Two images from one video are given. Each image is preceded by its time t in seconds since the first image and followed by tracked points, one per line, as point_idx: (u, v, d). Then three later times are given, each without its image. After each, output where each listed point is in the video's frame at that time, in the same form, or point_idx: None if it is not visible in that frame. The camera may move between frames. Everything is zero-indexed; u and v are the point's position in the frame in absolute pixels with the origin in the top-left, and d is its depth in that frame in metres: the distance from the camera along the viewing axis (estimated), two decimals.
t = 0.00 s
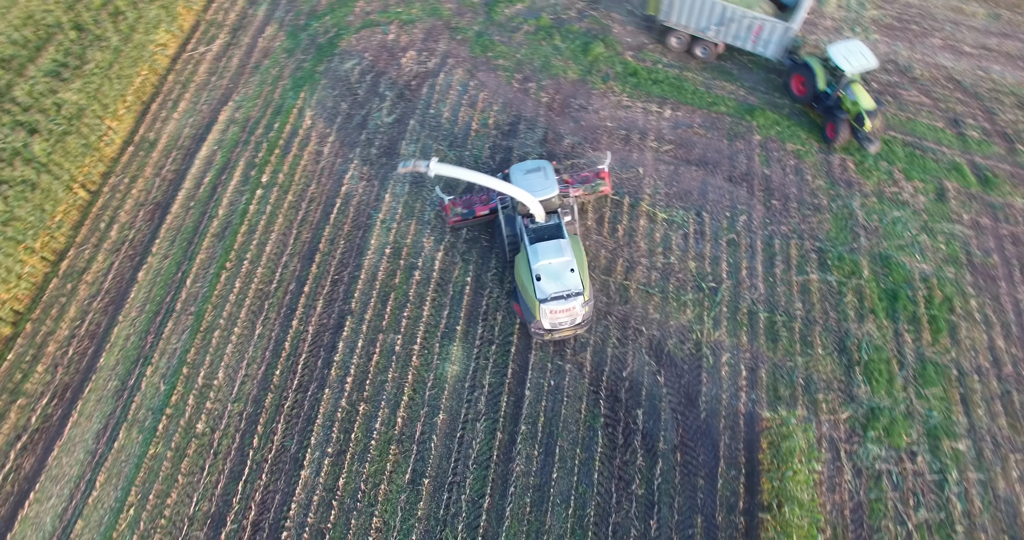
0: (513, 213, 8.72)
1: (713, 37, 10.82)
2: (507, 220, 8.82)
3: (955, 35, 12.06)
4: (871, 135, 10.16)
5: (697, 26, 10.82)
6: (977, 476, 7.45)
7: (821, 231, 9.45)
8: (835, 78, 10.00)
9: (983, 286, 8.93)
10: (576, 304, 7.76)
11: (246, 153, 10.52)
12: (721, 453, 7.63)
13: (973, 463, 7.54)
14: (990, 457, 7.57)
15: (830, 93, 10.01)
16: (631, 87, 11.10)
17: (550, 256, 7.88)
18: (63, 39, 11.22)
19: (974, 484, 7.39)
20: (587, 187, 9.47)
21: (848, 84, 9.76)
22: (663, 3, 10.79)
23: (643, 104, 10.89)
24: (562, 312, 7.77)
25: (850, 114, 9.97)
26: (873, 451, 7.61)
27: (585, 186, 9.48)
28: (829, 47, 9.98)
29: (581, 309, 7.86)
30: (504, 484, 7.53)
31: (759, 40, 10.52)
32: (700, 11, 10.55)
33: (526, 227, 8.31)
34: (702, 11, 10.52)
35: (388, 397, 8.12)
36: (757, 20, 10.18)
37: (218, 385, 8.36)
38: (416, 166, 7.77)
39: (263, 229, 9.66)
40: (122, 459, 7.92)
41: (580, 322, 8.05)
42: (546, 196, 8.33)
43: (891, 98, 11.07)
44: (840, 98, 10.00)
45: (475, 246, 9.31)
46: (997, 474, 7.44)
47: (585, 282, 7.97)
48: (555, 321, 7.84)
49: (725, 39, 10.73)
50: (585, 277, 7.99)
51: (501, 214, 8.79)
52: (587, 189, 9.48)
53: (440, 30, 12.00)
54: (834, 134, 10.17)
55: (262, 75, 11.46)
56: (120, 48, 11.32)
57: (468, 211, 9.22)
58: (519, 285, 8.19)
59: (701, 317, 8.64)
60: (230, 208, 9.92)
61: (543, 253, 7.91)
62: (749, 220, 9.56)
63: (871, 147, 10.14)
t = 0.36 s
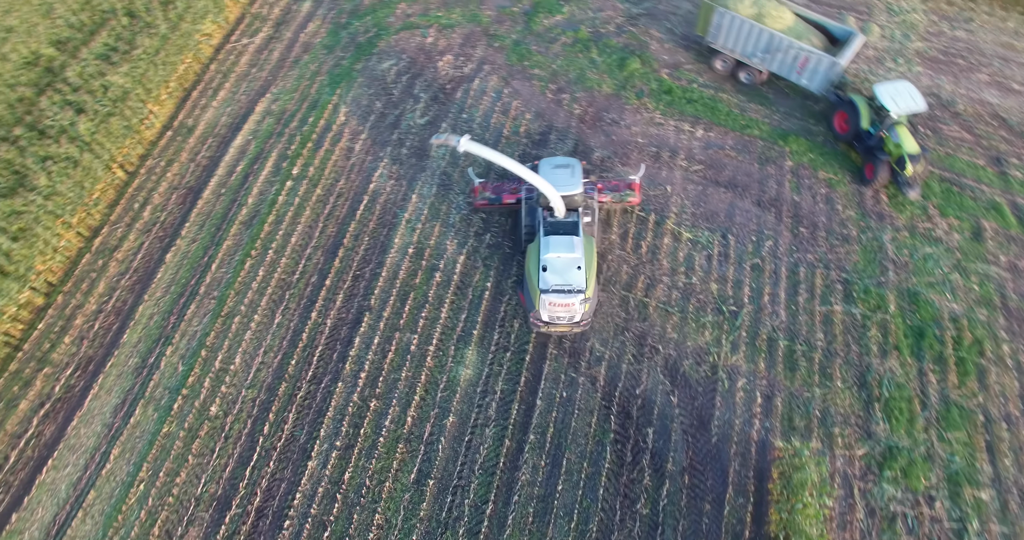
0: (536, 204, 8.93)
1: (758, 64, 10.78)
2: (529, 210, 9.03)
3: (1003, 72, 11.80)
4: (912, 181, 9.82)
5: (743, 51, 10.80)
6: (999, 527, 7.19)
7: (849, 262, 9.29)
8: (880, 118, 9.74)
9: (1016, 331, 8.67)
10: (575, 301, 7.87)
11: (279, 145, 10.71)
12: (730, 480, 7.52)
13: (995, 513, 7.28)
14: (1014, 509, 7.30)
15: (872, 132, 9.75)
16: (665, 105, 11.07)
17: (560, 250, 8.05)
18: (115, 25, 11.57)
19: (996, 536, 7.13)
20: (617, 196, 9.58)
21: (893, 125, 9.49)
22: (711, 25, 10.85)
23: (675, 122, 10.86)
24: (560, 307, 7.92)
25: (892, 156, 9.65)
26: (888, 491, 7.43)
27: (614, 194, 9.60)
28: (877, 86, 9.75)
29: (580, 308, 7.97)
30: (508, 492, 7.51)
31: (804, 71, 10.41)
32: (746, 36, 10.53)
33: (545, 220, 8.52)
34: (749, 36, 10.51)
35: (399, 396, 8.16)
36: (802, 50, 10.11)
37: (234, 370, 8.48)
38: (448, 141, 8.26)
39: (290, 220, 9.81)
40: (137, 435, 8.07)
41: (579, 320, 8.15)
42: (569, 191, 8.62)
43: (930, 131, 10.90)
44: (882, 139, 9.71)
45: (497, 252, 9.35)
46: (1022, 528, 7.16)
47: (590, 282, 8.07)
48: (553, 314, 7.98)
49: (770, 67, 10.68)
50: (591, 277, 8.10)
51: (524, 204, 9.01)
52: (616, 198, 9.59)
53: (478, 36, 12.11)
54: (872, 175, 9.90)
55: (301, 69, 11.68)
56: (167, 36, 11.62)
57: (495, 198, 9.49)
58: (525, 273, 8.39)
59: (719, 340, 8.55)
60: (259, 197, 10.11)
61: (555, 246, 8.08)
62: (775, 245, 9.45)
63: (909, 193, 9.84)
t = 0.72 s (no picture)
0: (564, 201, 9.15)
1: (803, 97, 10.57)
2: (554, 206, 9.26)
3: None
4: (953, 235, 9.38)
5: (789, 82, 10.66)
6: None
7: (876, 298, 9.11)
8: (924, 166, 9.44)
9: None
10: (577, 298, 7.99)
11: (313, 142, 10.90)
12: (739, 510, 7.38)
13: None
14: None
15: (914, 179, 9.44)
16: (698, 127, 11.03)
17: (573, 246, 8.24)
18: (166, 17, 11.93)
19: None
20: (647, 208, 9.67)
21: (936, 174, 9.16)
22: (760, 53, 10.78)
23: (707, 146, 10.81)
24: (561, 301, 8.05)
25: (933, 206, 9.29)
26: (903, 536, 7.21)
27: (645, 206, 9.70)
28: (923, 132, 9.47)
29: (581, 307, 8.05)
30: (512, 503, 7.46)
31: (848, 109, 10.07)
32: (794, 68, 10.41)
33: (568, 216, 8.72)
34: (795, 68, 10.38)
35: (412, 398, 8.19)
36: (847, 87, 9.79)
37: (252, 360, 8.61)
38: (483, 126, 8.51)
39: (318, 216, 9.97)
40: (153, 416, 8.22)
41: (580, 318, 8.25)
42: (595, 194, 8.62)
43: (971, 170, 10.71)
44: (924, 187, 9.39)
45: (520, 262, 9.38)
46: None
47: (597, 284, 8.17)
48: (554, 307, 8.13)
49: (814, 101, 10.43)
50: (598, 279, 8.20)
51: (551, 199, 9.27)
52: (646, 209, 9.68)
53: (516, 48, 12.23)
54: (911, 223, 9.58)
55: (339, 70, 11.91)
56: (214, 31, 11.95)
57: (528, 190, 9.87)
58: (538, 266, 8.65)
59: (737, 367, 8.43)
60: (289, 192, 10.29)
61: (569, 242, 8.29)
62: (801, 276, 9.32)
63: (949, 247, 9.42)
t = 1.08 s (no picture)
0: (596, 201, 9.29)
1: (846, 133, 10.41)
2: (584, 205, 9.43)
3: None
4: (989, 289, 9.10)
5: (833, 117, 10.51)
6: None
7: (902, 335, 8.92)
8: (964, 217, 9.18)
9: None
10: (584, 295, 8.05)
11: (345, 143, 11.09)
12: None
13: None
14: None
15: (954, 229, 9.16)
16: (729, 151, 10.97)
17: (592, 244, 8.28)
18: (213, 15, 12.25)
19: None
20: (678, 224, 9.55)
21: (978, 226, 8.89)
22: (807, 83, 10.64)
23: (737, 170, 10.74)
24: (570, 294, 8.15)
25: (972, 259, 8.99)
26: None
27: (677, 222, 9.58)
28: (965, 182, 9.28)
29: (588, 304, 8.10)
30: (517, 516, 7.42)
31: (890, 149, 9.90)
32: (839, 102, 10.25)
33: (595, 216, 8.82)
34: (841, 102, 10.22)
35: (424, 403, 8.22)
36: (892, 126, 9.62)
37: (270, 354, 8.72)
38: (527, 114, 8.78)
39: (345, 216, 10.11)
40: (170, 400, 8.36)
41: (586, 315, 8.37)
42: (625, 199, 8.70)
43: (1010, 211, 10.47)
44: (963, 239, 9.11)
45: (541, 275, 9.39)
46: None
47: (609, 285, 8.16)
48: (563, 300, 8.25)
49: (857, 137, 10.27)
50: (610, 281, 8.17)
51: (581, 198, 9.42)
52: (677, 226, 9.58)
53: (551, 62, 12.32)
54: (945, 275, 9.20)
55: (376, 74, 12.11)
56: (258, 29, 12.24)
57: (564, 188, 10.01)
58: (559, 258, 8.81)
59: (754, 396, 8.31)
60: (318, 191, 10.46)
61: (589, 240, 8.34)
62: (825, 307, 9.17)
63: (984, 301, 9.08)
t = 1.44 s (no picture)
0: (628, 207, 9.32)
1: (886, 171, 10.15)
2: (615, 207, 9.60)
3: None
4: None
5: (874, 154, 10.28)
6: None
7: (927, 373, 8.70)
8: (1002, 269, 8.83)
9: None
10: (599, 291, 8.08)
11: (374, 147, 11.25)
12: None
13: None
14: None
15: (991, 281, 8.83)
16: (757, 176, 10.90)
17: (615, 244, 8.32)
18: (256, 16, 12.55)
19: None
20: (708, 242, 9.59)
21: (1017, 280, 8.51)
22: (850, 117, 10.48)
23: (764, 196, 10.66)
24: (585, 288, 8.21)
25: (1008, 314, 8.60)
26: None
27: (707, 240, 9.62)
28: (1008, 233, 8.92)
29: (601, 300, 8.12)
30: (522, 529, 7.37)
31: (930, 192, 9.57)
32: (881, 139, 10.04)
33: (623, 219, 8.85)
34: (883, 139, 10.01)
35: (436, 409, 8.24)
36: (934, 168, 9.32)
37: (287, 350, 8.82)
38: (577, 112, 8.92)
39: (370, 218, 10.24)
40: (187, 389, 8.49)
41: (598, 312, 8.40)
42: (657, 206, 8.73)
43: None
44: (1000, 292, 8.76)
45: (561, 289, 9.38)
46: None
47: (625, 285, 8.14)
48: (578, 292, 8.32)
49: (897, 177, 9.99)
50: (627, 282, 8.14)
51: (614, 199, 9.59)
52: (707, 243, 9.62)
53: (584, 78, 12.38)
54: (978, 328, 8.83)
55: (410, 80, 12.29)
56: (298, 31, 12.51)
57: (602, 189, 10.33)
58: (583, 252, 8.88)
59: (770, 425, 8.18)
60: (345, 192, 10.61)
61: (614, 240, 8.37)
62: (848, 339, 9.01)
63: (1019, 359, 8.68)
